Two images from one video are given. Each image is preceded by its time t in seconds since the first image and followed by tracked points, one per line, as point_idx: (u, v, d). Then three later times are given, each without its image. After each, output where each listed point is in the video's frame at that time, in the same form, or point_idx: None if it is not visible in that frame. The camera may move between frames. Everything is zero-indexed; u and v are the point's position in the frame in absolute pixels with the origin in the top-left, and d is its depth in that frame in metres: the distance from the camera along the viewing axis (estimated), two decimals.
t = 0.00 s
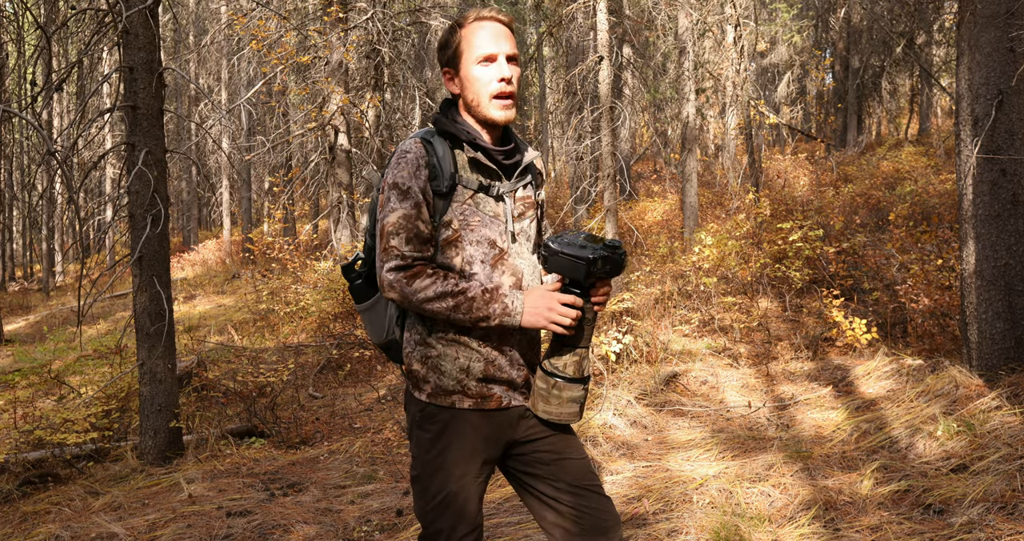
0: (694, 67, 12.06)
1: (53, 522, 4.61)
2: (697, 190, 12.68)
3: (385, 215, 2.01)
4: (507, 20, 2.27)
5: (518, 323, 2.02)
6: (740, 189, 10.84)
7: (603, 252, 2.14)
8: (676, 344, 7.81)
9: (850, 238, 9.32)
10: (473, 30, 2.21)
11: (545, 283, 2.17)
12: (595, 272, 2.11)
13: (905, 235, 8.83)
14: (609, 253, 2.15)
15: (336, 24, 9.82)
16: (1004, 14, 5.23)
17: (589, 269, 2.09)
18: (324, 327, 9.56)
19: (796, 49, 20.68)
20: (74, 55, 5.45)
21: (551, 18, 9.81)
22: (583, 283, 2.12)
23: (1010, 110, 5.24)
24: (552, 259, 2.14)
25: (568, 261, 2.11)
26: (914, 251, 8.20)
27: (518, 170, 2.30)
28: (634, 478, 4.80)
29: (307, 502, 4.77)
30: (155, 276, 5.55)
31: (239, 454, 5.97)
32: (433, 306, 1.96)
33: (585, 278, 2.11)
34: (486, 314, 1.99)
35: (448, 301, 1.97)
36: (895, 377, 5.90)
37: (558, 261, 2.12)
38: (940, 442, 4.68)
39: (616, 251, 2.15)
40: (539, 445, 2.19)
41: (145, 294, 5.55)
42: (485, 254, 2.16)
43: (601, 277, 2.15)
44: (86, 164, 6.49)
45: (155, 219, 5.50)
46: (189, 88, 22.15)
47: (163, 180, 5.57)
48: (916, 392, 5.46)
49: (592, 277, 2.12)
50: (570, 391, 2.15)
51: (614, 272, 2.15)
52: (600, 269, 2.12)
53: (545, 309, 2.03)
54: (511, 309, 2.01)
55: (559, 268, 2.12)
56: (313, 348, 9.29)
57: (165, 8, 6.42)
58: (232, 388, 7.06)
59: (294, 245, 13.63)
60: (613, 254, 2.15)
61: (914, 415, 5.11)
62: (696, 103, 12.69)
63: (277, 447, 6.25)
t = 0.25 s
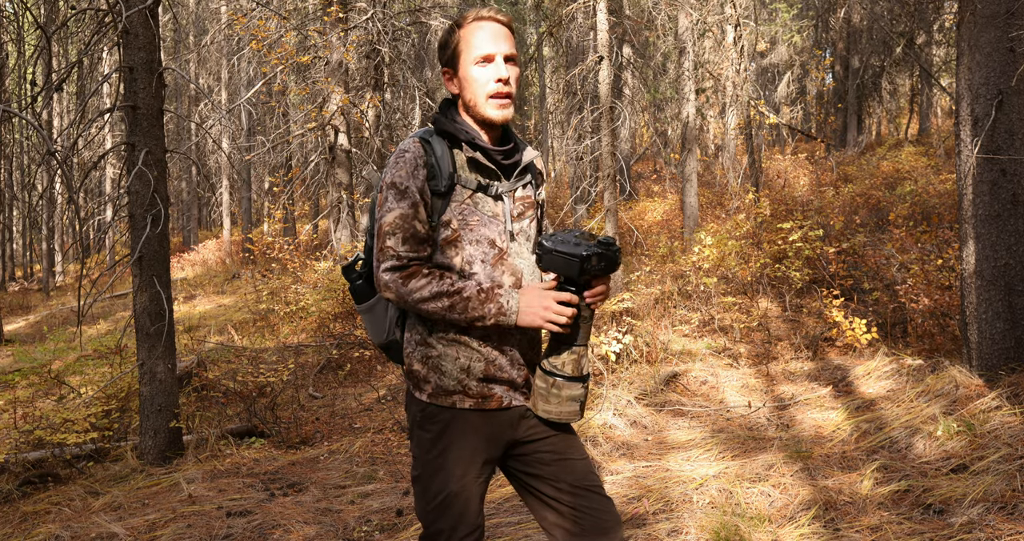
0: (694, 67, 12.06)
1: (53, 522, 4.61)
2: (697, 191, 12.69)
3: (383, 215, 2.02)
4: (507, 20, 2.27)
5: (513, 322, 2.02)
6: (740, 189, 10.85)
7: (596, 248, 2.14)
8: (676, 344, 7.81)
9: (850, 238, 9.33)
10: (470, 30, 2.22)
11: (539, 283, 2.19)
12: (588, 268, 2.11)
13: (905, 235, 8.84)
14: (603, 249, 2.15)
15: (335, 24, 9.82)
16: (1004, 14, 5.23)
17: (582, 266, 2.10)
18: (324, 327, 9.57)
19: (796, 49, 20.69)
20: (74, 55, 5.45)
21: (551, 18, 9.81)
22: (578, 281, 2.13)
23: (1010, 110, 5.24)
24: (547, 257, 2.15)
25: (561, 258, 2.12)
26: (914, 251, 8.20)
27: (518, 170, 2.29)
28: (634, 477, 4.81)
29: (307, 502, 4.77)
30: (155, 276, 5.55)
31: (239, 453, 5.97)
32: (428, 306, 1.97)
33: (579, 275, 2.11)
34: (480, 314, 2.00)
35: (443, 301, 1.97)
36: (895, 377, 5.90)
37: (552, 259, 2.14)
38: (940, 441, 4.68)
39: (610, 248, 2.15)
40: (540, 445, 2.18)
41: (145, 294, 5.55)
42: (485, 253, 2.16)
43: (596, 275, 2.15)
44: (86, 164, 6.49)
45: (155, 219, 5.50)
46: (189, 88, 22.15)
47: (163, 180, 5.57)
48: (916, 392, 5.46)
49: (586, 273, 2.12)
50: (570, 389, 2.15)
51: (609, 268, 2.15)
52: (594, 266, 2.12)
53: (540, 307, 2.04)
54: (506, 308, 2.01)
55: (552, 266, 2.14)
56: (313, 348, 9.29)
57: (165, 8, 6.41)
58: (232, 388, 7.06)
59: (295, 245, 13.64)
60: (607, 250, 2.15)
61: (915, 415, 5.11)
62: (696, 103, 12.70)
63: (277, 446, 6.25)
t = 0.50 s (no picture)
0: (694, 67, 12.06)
1: (53, 522, 4.61)
2: (697, 191, 12.69)
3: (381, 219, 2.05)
4: (502, 21, 2.26)
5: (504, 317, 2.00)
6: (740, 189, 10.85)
7: (592, 245, 2.10)
8: (676, 344, 7.81)
9: (850, 238, 9.32)
10: (462, 31, 2.23)
11: (533, 280, 2.17)
12: (584, 266, 2.08)
13: (905, 235, 8.83)
14: (599, 247, 2.11)
15: (335, 24, 9.81)
16: (1004, 14, 5.22)
17: (578, 265, 2.06)
18: (324, 327, 9.57)
19: (796, 49, 20.68)
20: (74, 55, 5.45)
21: (551, 17, 9.80)
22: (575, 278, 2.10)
23: (1010, 110, 5.24)
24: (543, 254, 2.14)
25: (557, 255, 2.10)
26: (914, 251, 8.20)
27: (517, 171, 2.29)
28: (634, 478, 4.81)
29: (307, 502, 4.77)
30: (155, 276, 5.55)
31: (239, 453, 5.97)
32: (422, 306, 1.99)
33: (576, 273, 2.08)
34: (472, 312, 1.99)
35: (435, 301, 1.99)
36: (895, 377, 5.90)
37: (548, 257, 2.11)
38: (940, 441, 4.68)
39: (605, 244, 2.11)
40: (541, 445, 2.18)
41: (145, 294, 5.55)
42: (485, 253, 2.16)
43: (593, 272, 2.12)
44: (87, 164, 6.49)
45: (155, 219, 5.50)
46: (189, 88, 22.15)
47: (163, 180, 5.57)
48: (917, 392, 5.46)
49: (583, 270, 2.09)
50: (571, 389, 2.15)
51: (605, 265, 2.11)
52: (590, 263, 2.08)
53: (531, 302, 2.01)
54: (497, 305, 1.99)
55: (549, 264, 2.12)
56: (313, 348, 9.29)
57: (164, 8, 6.41)
58: (232, 388, 7.06)
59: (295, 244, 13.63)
60: (604, 246, 2.11)
61: (914, 415, 5.11)
62: (696, 103, 12.70)
63: (277, 447, 6.25)
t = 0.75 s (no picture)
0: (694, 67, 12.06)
1: (53, 522, 4.61)
2: (697, 191, 12.69)
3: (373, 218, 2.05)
4: (505, 21, 2.26)
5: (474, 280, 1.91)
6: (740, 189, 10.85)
7: (596, 245, 2.19)
8: (676, 344, 7.81)
9: (850, 238, 9.32)
10: (464, 30, 2.24)
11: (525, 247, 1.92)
12: (588, 265, 2.14)
13: (905, 235, 8.83)
14: (603, 247, 2.19)
15: (335, 24, 9.81)
16: (1004, 14, 5.22)
17: (582, 263, 2.12)
18: (324, 327, 9.58)
19: (796, 49, 20.68)
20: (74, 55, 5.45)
21: (551, 18, 9.80)
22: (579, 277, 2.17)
23: (1010, 110, 5.24)
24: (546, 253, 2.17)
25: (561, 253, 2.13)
26: (914, 251, 8.20)
27: (516, 170, 2.29)
28: (634, 478, 4.80)
29: (307, 502, 4.77)
30: (155, 276, 5.55)
31: (239, 453, 5.97)
32: (397, 289, 1.93)
33: (580, 271, 2.15)
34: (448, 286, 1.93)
35: (409, 283, 1.93)
36: (895, 377, 5.90)
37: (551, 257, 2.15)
38: (940, 441, 4.68)
39: (609, 245, 2.19)
40: (541, 445, 2.17)
41: (145, 294, 5.55)
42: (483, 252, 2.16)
43: (596, 272, 2.20)
44: (86, 164, 6.49)
45: (155, 219, 5.50)
46: (189, 89, 22.17)
47: (163, 180, 5.57)
48: (917, 392, 5.46)
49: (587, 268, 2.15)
50: (572, 388, 2.16)
51: (608, 265, 2.20)
52: (594, 262, 2.15)
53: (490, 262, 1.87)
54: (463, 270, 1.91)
55: (552, 263, 2.15)
56: (313, 348, 9.29)
57: (164, 8, 6.41)
58: (232, 388, 7.06)
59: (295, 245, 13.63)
60: (608, 247, 2.20)
61: (914, 415, 5.11)
62: (696, 104, 12.71)
63: (277, 447, 6.25)
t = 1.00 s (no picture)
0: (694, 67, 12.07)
1: (53, 522, 4.61)
2: (697, 191, 12.69)
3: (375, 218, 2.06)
4: (507, 20, 2.26)
5: (445, 286, 1.86)
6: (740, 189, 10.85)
7: (597, 245, 2.17)
8: (676, 344, 7.81)
9: (850, 238, 9.32)
10: (465, 29, 2.24)
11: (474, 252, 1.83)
12: (588, 265, 2.14)
13: (905, 235, 8.83)
14: (604, 248, 2.18)
15: (335, 24, 9.81)
16: (1004, 14, 5.23)
17: (582, 263, 2.13)
18: (324, 327, 9.58)
19: (796, 49, 20.68)
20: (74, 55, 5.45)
21: (551, 17, 9.80)
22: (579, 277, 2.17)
23: (1010, 110, 5.24)
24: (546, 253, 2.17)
25: (561, 253, 2.14)
26: (914, 251, 8.19)
27: (517, 170, 2.29)
28: (634, 478, 4.80)
29: (307, 502, 4.77)
30: (155, 276, 5.55)
31: (239, 453, 5.97)
32: (387, 289, 1.93)
33: (580, 271, 2.15)
34: (427, 294, 1.89)
35: (398, 283, 1.92)
36: (895, 378, 5.90)
37: (552, 256, 2.16)
38: (940, 441, 4.68)
39: (611, 246, 2.17)
40: (539, 446, 2.17)
41: (145, 294, 5.55)
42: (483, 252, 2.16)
43: (596, 273, 2.18)
44: (86, 164, 6.49)
45: (155, 219, 5.50)
46: (189, 89, 22.17)
47: (163, 180, 5.57)
48: (916, 392, 5.46)
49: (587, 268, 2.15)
50: (570, 389, 2.15)
51: (610, 266, 2.18)
52: (594, 263, 2.15)
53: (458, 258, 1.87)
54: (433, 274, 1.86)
55: (553, 263, 2.16)
56: (313, 348, 9.29)
57: (165, 8, 6.41)
58: (232, 388, 7.06)
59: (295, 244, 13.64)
60: (609, 248, 2.18)
61: (914, 415, 5.11)
62: (696, 104, 12.71)
63: (277, 447, 6.25)
